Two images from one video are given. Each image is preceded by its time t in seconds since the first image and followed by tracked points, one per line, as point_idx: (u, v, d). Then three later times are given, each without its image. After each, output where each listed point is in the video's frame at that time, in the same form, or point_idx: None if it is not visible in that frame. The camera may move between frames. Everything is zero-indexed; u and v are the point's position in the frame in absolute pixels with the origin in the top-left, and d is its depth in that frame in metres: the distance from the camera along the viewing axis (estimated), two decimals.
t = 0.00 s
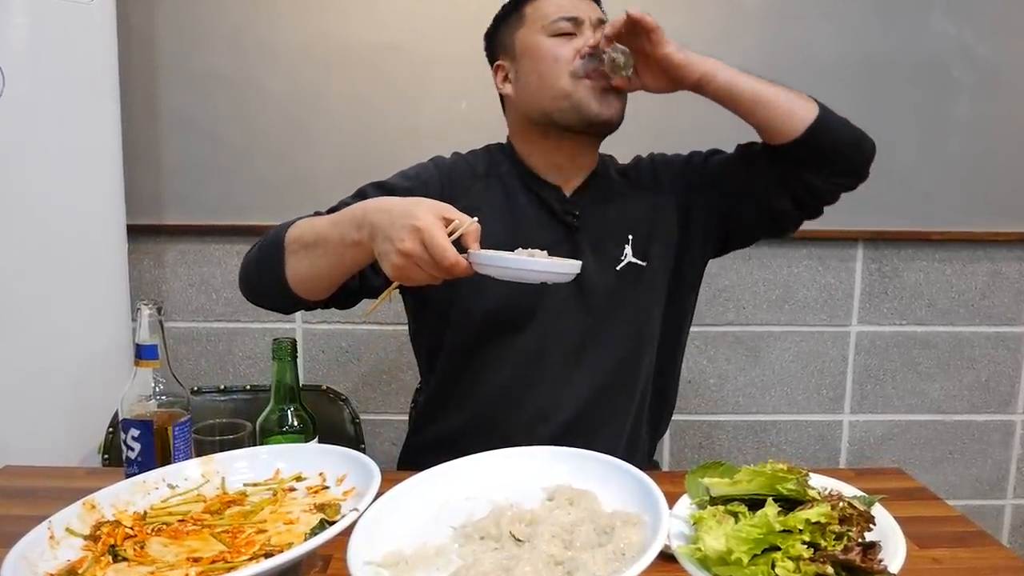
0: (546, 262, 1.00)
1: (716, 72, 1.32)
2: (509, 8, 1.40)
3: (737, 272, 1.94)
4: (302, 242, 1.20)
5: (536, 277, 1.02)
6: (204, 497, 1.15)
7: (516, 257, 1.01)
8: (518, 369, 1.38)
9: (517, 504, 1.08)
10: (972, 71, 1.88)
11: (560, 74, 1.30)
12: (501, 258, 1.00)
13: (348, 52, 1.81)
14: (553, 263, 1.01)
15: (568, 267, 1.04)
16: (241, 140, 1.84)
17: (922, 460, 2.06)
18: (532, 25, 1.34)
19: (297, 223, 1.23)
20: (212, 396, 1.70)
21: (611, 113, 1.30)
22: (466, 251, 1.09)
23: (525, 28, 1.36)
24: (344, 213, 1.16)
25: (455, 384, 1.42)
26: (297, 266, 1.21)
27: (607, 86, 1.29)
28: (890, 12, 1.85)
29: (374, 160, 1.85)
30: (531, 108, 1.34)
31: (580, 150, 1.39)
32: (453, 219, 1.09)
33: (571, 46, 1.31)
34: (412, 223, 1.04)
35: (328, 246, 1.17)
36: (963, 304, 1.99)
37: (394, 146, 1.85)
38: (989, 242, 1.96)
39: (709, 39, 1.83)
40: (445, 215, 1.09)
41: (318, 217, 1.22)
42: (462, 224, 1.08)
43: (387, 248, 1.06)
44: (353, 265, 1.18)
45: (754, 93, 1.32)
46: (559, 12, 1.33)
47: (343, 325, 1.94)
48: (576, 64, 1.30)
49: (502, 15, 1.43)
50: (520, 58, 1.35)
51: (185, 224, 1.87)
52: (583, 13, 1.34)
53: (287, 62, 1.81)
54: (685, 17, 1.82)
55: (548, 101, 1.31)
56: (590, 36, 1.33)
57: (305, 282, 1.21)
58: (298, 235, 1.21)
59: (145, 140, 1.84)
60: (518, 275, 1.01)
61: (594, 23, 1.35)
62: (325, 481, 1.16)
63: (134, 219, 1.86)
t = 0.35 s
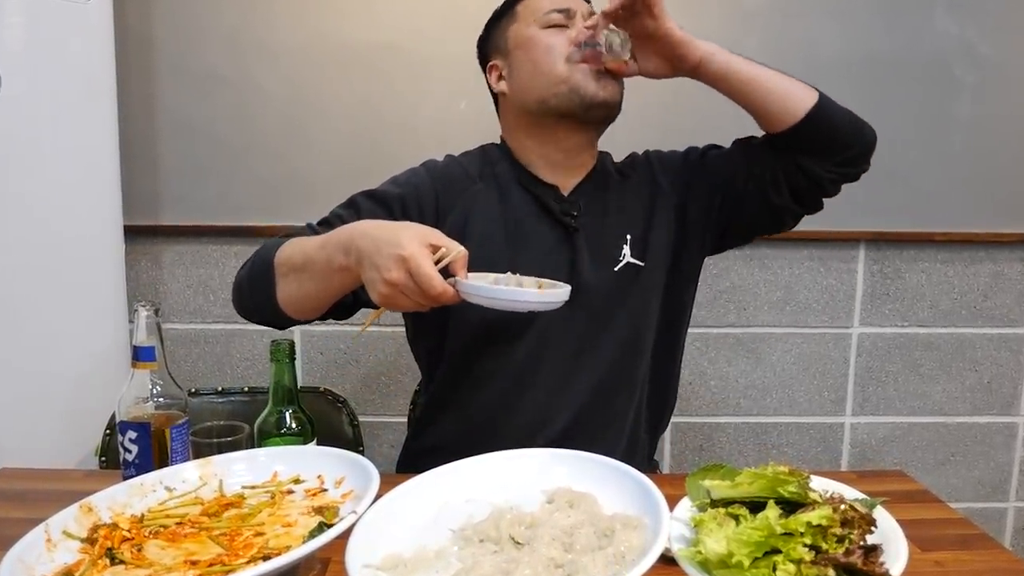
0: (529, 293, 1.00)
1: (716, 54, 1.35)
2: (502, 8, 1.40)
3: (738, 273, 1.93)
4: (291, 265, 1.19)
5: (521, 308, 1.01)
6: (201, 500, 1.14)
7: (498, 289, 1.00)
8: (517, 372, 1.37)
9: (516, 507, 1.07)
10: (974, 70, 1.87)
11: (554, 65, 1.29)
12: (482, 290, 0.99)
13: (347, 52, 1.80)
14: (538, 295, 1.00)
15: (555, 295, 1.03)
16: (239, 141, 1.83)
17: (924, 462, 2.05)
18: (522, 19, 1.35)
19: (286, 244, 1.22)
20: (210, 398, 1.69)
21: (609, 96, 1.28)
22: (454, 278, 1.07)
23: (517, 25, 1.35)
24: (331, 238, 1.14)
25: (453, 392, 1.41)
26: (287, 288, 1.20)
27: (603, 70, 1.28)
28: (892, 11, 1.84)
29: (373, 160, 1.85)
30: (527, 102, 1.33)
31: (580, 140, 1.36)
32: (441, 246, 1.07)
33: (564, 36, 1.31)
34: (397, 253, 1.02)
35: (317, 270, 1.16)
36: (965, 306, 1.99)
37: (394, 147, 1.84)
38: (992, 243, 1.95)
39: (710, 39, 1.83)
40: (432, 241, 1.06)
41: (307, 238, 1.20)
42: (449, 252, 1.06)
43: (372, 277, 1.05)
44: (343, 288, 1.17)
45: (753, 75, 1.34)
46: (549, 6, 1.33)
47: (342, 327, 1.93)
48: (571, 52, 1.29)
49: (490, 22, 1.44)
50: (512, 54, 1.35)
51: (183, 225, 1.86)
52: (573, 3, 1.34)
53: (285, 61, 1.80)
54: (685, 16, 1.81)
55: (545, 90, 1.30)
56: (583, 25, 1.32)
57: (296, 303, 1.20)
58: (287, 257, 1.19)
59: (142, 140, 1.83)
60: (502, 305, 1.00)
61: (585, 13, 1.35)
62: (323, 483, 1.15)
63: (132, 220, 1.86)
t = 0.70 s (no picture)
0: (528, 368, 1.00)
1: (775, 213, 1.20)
2: (541, 41, 1.23)
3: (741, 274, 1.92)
4: (291, 295, 1.18)
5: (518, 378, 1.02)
6: (199, 502, 1.13)
7: (499, 358, 1.01)
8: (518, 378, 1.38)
9: (516, 510, 1.06)
10: (978, 70, 1.86)
11: (578, 169, 1.26)
12: (481, 358, 1.00)
13: (346, 52, 1.79)
14: (538, 369, 1.01)
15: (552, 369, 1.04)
16: (237, 141, 1.82)
17: (927, 465, 2.04)
18: (564, 104, 1.21)
19: (286, 271, 1.20)
20: (206, 400, 1.68)
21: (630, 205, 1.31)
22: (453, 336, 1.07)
23: (553, 93, 1.22)
24: (332, 276, 1.13)
25: (457, 392, 1.43)
26: (290, 318, 1.19)
27: (619, 190, 1.28)
28: (894, 11, 1.83)
29: (372, 161, 1.84)
30: (546, 167, 1.32)
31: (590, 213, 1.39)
32: (441, 302, 1.08)
33: (597, 141, 1.22)
34: (400, 316, 1.03)
35: (317, 305, 1.15)
36: (968, 307, 1.98)
37: (393, 148, 1.83)
38: (995, 244, 1.94)
39: (712, 39, 1.82)
40: (433, 298, 1.07)
41: (307, 268, 1.19)
42: (450, 312, 1.07)
43: (372, 330, 1.06)
44: (345, 324, 1.17)
45: (809, 237, 1.22)
46: (592, 100, 1.18)
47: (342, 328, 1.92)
48: (596, 168, 1.25)
49: (534, 33, 1.25)
50: (546, 125, 1.26)
51: (181, 225, 1.85)
52: (623, 104, 1.18)
53: (284, 62, 1.79)
54: (686, 17, 1.80)
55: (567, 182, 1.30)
56: (623, 131, 1.21)
57: (298, 332, 1.20)
58: (290, 285, 1.19)
59: (140, 140, 1.82)
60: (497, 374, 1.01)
61: (634, 107, 1.19)
62: (321, 486, 1.14)
63: (129, 220, 1.85)
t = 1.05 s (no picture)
0: (527, 402, 1.03)
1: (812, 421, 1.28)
2: (537, 61, 1.19)
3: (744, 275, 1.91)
4: (299, 316, 1.20)
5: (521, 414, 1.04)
6: (195, 505, 1.12)
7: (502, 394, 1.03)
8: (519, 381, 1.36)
9: (515, 513, 1.05)
10: (982, 70, 1.85)
11: (554, 189, 1.26)
12: (485, 394, 1.02)
13: (346, 51, 1.78)
14: (538, 404, 1.03)
15: (554, 407, 1.05)
16: (235, 141, 1.81)
17: (930, 468, 2.03)
18: (543, 129, 1.19)
19: (293, 291, 1.22)
20: (203, 402, 1.66)
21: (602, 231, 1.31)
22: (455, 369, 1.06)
23: (538, 115, 1.20)
24: (337, 300, 1.14)
25: (457, 397, 1.43)
26: (298, 338, 1.21)
27: (592, 217, 1.27)
28: (897, 10, 1.82)
29: (372, 161, 1.82)
30: (530, 176, 1.32)
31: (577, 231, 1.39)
32: (445, 336, 1.07)
33: (573, 171, 1.21)
34: (399, 347, 1.02)
35: (323, 329, 1.17)
36: (972, 309, 1.97)
37: (394, 148, 1.82)
38: (998, 245, 1.93)
39: (714, 39, 1.80)
40: (437, 331, 1.06)
41: (313, 288, 1.20)
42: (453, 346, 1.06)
43: (373, 359, 1.05)
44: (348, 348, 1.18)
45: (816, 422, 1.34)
46: (571, 135, 1.17)
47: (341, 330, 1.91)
48: (570, 194, 1.24)
49: (532, 46, 1.22)
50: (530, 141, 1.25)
51: (178, 226, 1.84)
52: (599, 140, 1.16)
53: (283, 61, 1.78)
54: (688, 16, 1.79)
55: (544, 197, 1.30)
56: (601, 168, 1.19)
57: (304, 352, 1.21)
58: (296, 306, 1.20)
59: (136, 139, 1.80)
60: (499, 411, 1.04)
61: (614, 149, 1.17)
62: (319, 489, 1.13)
63: (127, 220, 1.84)
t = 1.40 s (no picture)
0: (530, 411, 1.01)
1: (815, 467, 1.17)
2: (534, 54, 1.19)
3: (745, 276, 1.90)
4: (300, 324, 1.20)
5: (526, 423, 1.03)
6: (193, 508, 1.10)
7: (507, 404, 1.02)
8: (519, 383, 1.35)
9: (514, 516, 1.04)
10: (985, 69, 1.84)
11: (551, 184, 1.24)
12: (489, 404, 1.01)
13: (346, 51, 1.77)
14: (543, 414, 1.02)
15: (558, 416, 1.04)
16: (234, 142, 1.80)
17: (932, 470, 2.02)
18: (542, 120, 1.19)
19: (294, 298, 1.22)
20: (201, 404, 1.65)
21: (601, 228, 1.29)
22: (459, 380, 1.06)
23: (536, 107, 1.20)
24: (341, 308, 1.15)
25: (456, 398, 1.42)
26: (299, 347, 1.21)
27: (591, 211, 1.26)
28: (899, 10, 1.81)
29: (372, 161, 1.82)
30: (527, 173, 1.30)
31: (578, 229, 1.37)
32: (450, 347, 1.07)
33: (570, 163, 1.20)
34: (404, 355, 1.02)
35: (325, 338, 1.17)
36: (974, 310, 1.96)
37: (394, 148, 1.81)
38: (1001, 246, 1.93)
39: (716, 38, 1.80)
40: (441, 342, 1.07)
41: (313, 297, 1.20)
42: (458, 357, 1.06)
43: (377, 367, 1.05)
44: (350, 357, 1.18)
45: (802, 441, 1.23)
46: (568, 125, 1.16)
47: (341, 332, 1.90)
48: (568, 187, 1.23)
49: (529, 40, 1.23)
50: (528, 135, 1.24)
51: (176, 227, 1.83)
52: (597, 130, 1.15)
53: (283, 61, 1.77)
54: (690, 15, 1.78)
55: (542, 192, 1.29)
56: (598, 160, 1.18)
57: (306, 361, 1.21)
58: (296, 314, 1.20)
59: (134, 139, 1.80)
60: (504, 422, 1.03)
61: (612, 139, 1.17)
62: (317, 492, 1.12)
63: (125, 220, 1.83)
